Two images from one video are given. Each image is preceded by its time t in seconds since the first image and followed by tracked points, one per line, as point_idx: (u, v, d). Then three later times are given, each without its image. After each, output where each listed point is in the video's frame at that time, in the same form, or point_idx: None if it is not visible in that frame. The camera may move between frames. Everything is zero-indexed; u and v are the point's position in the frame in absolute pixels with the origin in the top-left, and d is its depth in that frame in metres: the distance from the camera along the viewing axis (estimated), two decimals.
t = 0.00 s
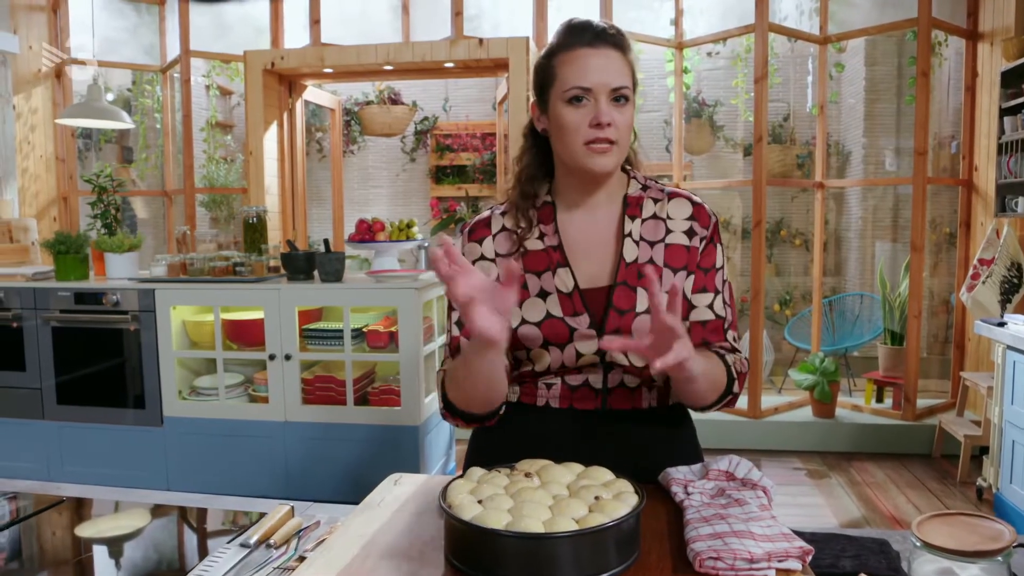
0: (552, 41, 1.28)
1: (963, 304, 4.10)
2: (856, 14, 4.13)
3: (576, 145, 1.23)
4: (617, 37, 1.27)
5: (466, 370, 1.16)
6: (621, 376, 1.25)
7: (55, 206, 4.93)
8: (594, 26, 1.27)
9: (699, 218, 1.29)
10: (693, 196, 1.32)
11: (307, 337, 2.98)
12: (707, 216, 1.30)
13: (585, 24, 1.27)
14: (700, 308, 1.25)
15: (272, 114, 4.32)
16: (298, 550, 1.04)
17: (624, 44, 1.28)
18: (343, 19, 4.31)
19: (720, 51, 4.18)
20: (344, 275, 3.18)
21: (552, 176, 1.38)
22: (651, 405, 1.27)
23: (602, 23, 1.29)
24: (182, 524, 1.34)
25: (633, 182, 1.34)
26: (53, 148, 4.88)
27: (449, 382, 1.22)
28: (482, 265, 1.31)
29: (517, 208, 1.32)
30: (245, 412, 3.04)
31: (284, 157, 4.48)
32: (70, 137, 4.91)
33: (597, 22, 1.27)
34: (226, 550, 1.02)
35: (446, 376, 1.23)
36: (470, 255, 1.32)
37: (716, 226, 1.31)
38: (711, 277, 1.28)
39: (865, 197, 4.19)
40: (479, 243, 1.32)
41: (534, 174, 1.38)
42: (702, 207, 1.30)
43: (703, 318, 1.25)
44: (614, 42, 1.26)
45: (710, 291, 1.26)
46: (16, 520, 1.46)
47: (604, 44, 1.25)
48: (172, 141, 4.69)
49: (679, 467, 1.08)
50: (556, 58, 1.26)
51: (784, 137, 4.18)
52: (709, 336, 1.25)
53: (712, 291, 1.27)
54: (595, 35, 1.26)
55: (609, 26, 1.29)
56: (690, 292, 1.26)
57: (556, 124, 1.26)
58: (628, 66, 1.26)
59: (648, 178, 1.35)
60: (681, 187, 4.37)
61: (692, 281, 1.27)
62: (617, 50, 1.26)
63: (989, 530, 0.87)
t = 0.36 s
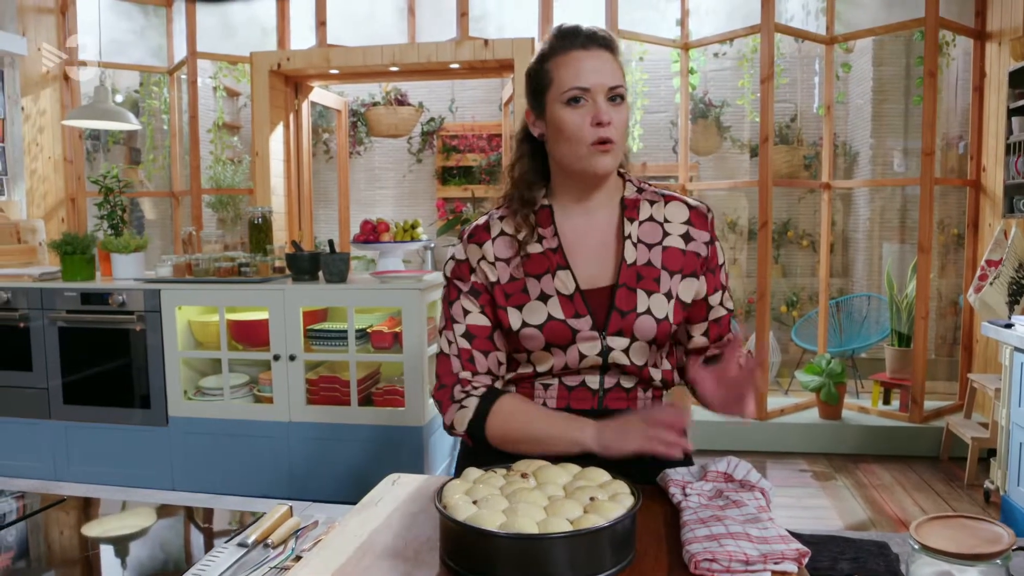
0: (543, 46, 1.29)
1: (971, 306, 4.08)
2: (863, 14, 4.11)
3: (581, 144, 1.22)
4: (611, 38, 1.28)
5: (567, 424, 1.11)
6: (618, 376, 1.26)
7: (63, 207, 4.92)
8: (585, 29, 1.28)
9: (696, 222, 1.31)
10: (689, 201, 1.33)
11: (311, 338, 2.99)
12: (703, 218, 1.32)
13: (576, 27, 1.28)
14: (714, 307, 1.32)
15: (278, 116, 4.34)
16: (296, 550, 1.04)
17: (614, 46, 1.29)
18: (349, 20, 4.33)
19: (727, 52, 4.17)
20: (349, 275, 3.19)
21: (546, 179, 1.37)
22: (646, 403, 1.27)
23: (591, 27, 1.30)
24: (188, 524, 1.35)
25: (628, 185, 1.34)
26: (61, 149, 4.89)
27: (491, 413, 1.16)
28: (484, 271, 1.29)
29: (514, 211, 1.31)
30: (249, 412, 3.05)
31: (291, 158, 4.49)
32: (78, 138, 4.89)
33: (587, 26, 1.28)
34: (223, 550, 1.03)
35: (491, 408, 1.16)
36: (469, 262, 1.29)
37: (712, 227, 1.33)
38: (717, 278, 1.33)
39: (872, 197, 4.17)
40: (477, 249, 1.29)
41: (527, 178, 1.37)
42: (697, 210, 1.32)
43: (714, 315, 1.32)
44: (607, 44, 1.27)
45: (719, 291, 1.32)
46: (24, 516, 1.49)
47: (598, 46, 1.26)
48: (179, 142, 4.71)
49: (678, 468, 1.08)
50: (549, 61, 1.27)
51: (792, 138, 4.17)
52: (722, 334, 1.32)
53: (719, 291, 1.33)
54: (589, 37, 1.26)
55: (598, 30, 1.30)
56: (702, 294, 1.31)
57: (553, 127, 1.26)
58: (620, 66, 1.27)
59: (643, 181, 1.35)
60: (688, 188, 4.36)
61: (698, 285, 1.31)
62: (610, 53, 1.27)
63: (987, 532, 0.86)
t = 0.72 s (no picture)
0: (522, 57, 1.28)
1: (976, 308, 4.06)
2: (867, 15, 4.09)
3: (545, 156, 1.24)
4: (585, 46, 1.25)
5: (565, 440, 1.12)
6: (609, 375, 1.26)
7: (69, 208, 4.95)
8: (559, 37, 1.26)
9: (687, 227, 1.32)
10: (679, 206, 1.34)
11: (312, 338, 3.00)
12: (692, 222, 1.34)
13: (552, 36, 1.27)
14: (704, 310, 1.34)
15: (282, 117, 4.36)
16: (289, 550, 1.05)
17: (596, 50, 1.26)
18: (353, 22, 4.34)
19: (731, 53, 4.16)
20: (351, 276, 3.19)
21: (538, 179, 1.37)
22: (636, 405, 1.27)
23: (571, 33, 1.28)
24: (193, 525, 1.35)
25: (621, 190, 1.35)
26: (67, 151, 4.89)
27: (488, 418, 1.18)
28: (479, 268, 1.27)
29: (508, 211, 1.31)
30: (251, 412, 3.06)
31: (295, 159, 4.50)
32: (83, 139, 4.92)
33: (564, 33, 1.26)
34: (216, 549, 1.03)
35: (490, 412, 1.18)
36: (465, 259, 1.28)
37: (701, 233, 1.34)
38: (709, 282, 1.34)
39: (877, 199, 4.16)
40: (472, 246, 1.28)
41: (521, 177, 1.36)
42: (688, 215, 1.34)
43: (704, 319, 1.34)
44: (580, 51, 1.25)
45: (710, 294, 1.34)
46: (27, 512, 1.52)
47: (567, 55, 1.24)
48: (184, 144, 4.73)
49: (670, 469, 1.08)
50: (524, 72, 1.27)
51: (796, 139, 4.17)
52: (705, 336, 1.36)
53: (711, 294, 1.35)
54: (560, 46, 1.24)
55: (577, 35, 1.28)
56: (693, 299, 1.33)
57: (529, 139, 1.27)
58: (595, 73, 1.25)
59: (635, 187, 1.36)
60: (691, 189, 4.36)
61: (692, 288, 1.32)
62: (582, 61, 1.24)
63: (978, 535, 0.86)
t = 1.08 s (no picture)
0: (534, 52, 1.26)
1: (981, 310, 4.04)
2: (872, 15, 4.08)
3: (563, 159, 1.21)
4: (598, 51, 1.25)
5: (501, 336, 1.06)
6: (603, 369, 1.24)
7: (75, 207, 4.94)
8: (573, 40, 1.25)
9: (675, 215, 1.29)
10: (667, 197, 1.31)
11: (314, 338, 3.01)
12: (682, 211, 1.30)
13: (565, 37, 1.25)
14: (699, 294, 1.27)
15: (286, 118, 4.38)
16: (281, 548, 1.05)
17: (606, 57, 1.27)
18: (357, 23, 4.36)
19: (735, 53, 4.16)
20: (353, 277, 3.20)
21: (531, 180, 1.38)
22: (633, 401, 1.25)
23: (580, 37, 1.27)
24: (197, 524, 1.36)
25: (607, 186, 1.32)
26: (73, 151, 4.89)
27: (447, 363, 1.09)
28: (468, 258, 1.27)
29: (499, 206, 1.31)
30: (253, 412, 3.07)
31: (299, 160, 4.51)
32: (89, 139, 4.88)
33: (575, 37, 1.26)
34: (208, 548, 1.03)
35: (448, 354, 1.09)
36: (453, 250, 1.28)
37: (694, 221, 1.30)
38: (702, 265, 1.29)
39: (882, 199, 4.14)
40: (462, 239, 1.28)
41: (512, 176, 1.37)
42: (676, 205, 1.30)
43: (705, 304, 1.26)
44: (595, 56, 1.24)
45: (705, 279, 1.28)
46: (30, 507, 1.55)
47: (585, 58, 1.23)
48: (188, 144, 4.75)
49: (659, 466, 1.08)
50: (538, 69, 1.24)
51: (801, 139, 4.16)
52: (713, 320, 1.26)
53: (705, 278, 1.28)
54: (577, 49, 1.24)
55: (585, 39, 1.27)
56: (685, 283, 1.27)
57: (539, 138, 1.24)
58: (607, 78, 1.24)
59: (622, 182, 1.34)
60: (695, 190, 4.36)
61: (683, 273, 1.27)
62: (598, 66, 1.24)
63: (965, 536, 0.86)
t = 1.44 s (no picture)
0: (525, 52, 1.24)
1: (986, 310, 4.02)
2: (875, 15, 4.07)
3: (551, 166, 1.22)
4: (594, 49, 1.22)
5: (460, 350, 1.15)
6: (598, 375, 1.22)
7: (81, 207, 4.97)
8: (565, 36, 1.23)
9: (675, 214, 1.27)
10: (671, 192, 1.29)
11: (316, 338, 3.02)
12: (683, 209, 1.28)
13: (557, 35, 1.23)
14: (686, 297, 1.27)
15: (290, 118, 4.40)
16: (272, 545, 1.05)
17: (602, 53, 1.24)
18: (360, 24, 4.38)
19: (740, 53, 4.15)
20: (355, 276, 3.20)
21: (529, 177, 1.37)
22: (628, 405, 1.23)
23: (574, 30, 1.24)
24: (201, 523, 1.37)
25: (608, 179, 1.31)
26: (79, 151, 4.90)
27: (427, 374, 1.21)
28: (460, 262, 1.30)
29: (495, 207, 1.31)
30: (256, 411, 3.08)
31: (302, 160, 4.53)
32: (95, 139, 4.90)
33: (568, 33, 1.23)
34: (200, 544, 1.04)
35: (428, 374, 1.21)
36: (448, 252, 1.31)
37: (694, 219, 1.28)
38: (692, 270, 1.28)
39: (887, 199, 4.13)
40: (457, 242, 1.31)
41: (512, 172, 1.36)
42: (678, 201, 1.28)
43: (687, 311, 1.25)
44: (589, 56, 1.22)
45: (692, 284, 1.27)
46: (34, 501, 1.58)
47: (578, 60, 1.21)
48: (193, 144, 4.76)
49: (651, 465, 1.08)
50: (529, 72, 1.23)
51: (806, 139, 4.16)
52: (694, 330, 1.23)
53: (692, 282, 1.27)
54: (570, 48, 1.21)
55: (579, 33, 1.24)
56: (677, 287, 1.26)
57: (530, 143, 1.24)
58: (601, 79, 1.22)
59: (624, 176, 1.32)
60: (698, 189, 4.35)
61: (673, 275, 1.26)
62: (591, 67, 1.22)
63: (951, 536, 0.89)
